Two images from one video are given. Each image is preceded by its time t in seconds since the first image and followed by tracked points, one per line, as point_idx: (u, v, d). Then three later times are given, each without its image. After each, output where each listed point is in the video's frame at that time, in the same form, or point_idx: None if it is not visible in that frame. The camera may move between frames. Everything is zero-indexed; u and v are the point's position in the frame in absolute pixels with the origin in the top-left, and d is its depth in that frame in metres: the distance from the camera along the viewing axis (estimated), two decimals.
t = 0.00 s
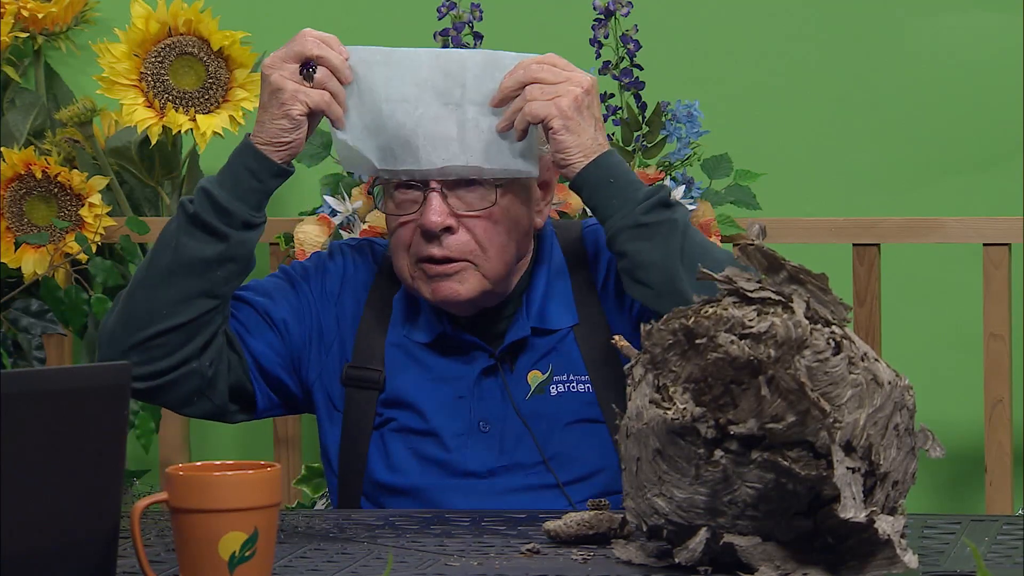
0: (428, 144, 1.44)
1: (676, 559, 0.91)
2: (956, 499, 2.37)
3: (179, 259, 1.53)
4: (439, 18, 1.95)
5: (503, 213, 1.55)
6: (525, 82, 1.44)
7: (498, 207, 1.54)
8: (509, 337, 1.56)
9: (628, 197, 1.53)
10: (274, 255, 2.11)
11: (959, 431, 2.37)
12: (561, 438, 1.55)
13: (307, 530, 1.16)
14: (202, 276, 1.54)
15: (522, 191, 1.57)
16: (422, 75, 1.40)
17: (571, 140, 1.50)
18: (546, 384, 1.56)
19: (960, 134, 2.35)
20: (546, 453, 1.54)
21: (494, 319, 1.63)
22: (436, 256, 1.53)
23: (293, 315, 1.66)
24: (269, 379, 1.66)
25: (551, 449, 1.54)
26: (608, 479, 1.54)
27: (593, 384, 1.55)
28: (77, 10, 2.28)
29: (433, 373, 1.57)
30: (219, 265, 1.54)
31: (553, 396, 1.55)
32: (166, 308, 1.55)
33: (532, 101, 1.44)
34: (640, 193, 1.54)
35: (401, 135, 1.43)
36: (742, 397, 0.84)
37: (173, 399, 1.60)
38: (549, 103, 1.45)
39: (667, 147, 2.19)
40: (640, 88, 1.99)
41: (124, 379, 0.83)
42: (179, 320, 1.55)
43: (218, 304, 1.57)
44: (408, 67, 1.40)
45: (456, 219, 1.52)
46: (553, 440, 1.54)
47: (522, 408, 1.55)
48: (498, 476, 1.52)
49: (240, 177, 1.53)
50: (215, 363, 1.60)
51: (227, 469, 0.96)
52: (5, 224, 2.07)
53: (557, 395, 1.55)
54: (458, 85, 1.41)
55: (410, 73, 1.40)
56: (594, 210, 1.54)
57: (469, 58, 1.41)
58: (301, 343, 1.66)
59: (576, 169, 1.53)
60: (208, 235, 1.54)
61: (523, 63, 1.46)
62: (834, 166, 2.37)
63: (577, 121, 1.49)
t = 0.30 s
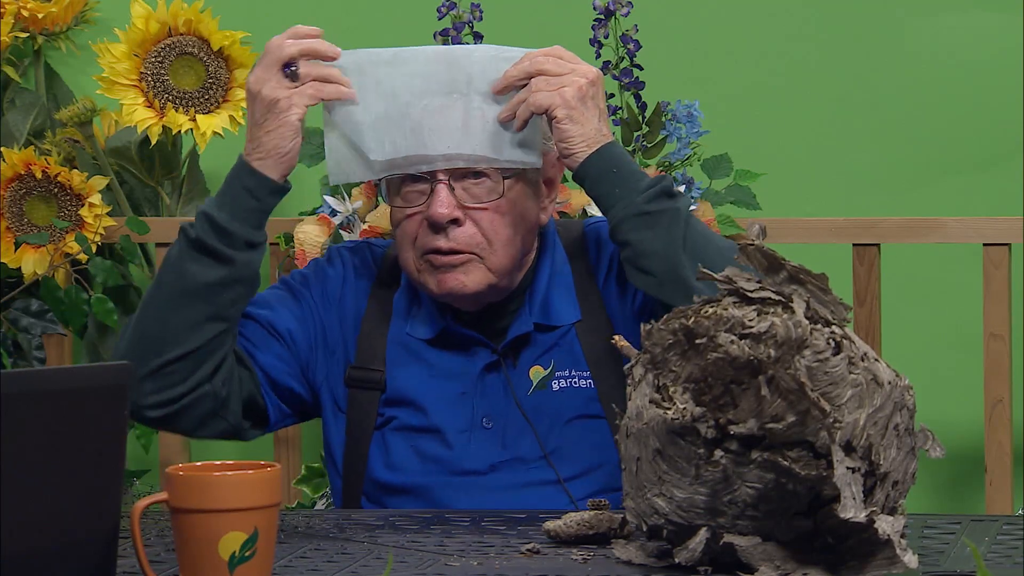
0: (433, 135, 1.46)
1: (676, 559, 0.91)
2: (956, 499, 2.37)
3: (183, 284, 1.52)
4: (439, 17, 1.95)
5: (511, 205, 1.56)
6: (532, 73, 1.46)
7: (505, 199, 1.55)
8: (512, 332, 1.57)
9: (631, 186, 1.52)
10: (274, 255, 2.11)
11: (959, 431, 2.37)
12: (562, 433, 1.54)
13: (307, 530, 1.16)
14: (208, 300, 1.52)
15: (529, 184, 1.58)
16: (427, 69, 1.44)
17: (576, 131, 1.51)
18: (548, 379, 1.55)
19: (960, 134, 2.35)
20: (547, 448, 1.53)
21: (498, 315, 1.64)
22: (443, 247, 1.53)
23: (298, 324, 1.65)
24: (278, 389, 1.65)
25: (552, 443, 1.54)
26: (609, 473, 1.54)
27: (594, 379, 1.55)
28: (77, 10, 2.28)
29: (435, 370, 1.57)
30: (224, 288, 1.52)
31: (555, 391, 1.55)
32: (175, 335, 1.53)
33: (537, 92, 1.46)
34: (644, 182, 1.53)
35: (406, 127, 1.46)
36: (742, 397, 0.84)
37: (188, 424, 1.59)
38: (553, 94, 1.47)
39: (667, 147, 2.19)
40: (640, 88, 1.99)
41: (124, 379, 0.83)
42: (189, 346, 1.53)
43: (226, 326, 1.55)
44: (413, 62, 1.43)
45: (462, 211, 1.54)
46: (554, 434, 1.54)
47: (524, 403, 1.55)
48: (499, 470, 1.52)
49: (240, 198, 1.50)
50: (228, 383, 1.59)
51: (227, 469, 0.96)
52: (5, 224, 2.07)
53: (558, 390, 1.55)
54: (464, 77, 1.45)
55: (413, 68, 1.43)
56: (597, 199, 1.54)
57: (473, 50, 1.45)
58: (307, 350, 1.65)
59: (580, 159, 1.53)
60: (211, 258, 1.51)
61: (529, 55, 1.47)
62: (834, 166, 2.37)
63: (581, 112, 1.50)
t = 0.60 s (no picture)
0: (434, 132, 1.46)
1: (676, 559, 0.91)
2: (956, 499, 2.37)
3: (204, 391, 1.46)
4: (439, 18, 1.94)
5: (511, 205, 1.56)
6: (534, 71, 1.48)
7: (507, 199, 1.56)
8: (512, 333, 1.57)
9: (630, 187, 1.53)
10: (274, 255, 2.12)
11: (959, 431, 2.37)
12: (561, 433, 1.54)
13: (307, 530, 1.16)
14: (231, 405, 1.47)
15: (529, 184, 1.58)
16: (429, 68, 1.44)
17: (576, 129, 1.52)
18: (548, 380, 1.56)
19: (959, 134, 2.35)
20: (547, 449, 1.53)
21: (498, 317, 1.64)
22: (445, 246, 1.53)
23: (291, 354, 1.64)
24: (287, 426, 1.65)
25: (550, 444, 1.53)
26: (608, 474, 1.53)
27: (593, 379, 1.55)
28: (77, 10, 2.28)
29: (434, 372, 1.57)
30: (246, 393, 1.47)
31: (554, 392, 1.55)
32: (201, 436, 1.49)
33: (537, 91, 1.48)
34: (643, 183, 1.54)
35: (407, 125, 1.46)
36: (742, 397, 0.84)
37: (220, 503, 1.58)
38: (553, 92, 1.49)
39: (667, 147, 2.19)
40: (640, 88, 1.99)
41: (124, 378, 0.83)
42: (217, 444, 1.50)
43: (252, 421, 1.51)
44: (416, 61, 1.43)
45: (464, 211, 1.54)
46: (553, 435, 1.54)
47: (523, 404, 1.55)
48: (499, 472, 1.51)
49: (252, 307, 1.40)
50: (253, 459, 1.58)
51: (227, 469, 0.96)
52: (5, 224, 2.07)
53: (558, 391, 1.55)
54: (466, 75, 1.46)
55: (417, 67, 1.43)
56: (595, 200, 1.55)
57: (477, 50, 1.46)
58: (309, 379, 1.66)
59: (580, 158, 1.54)
60: (229, 366, 1.45)
61: (531, 55, 1.50)
62: (834, 166, 2.37)
63: (581, 110, 1.51)
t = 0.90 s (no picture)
0: (434, 128, 1.47)
1: (676, 559, 0.91)
2: (956, 499, 2.37)
3: (225, 403, 1.47)
4: (439, 17, 1.94)
5: (510, 205, 1.55)
6: (533, 64, 1.48)
7: (506, 199, 1.55)
8: (511, 334, 1.57)
9: (626, 183, 1.54)
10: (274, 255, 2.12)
11: (958, 431, 2.37)
12: (560, 434, 1.54)
13: (308, 530, 1.16)
14: (251, 420, 1.48)
15: (529, 185, 1.57)
16: (428, 65, 1.46)
17: (575, 123, 1.51)
18: (547, 381, 1.56)
19: (959, 134, 2.35)
20: (545, 449, 1.53)
21: (498, 317, 1.64)
22: (442, 247, 1.52)
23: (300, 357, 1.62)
24: (298, 431, 1.61)
25: (549, 445, 1.53)
26: (607, 474, 1.53)
27: (591, 380, 1.55)
28: (77, 10, 2.28)
29: (433, 373, 1.58)
30: (268, 409, 1.47)
31: (553, 393, 1.55)
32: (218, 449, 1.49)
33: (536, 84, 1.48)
34: (639, 179, 1.55)
35: (407, 121, 1.46)
36: (742, 397, 0.84)
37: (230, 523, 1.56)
38: (553, 85, 1.49)
39: (667, 147, 2.19)
40: (640, 88, 1.99)
41: (124, 378, 0.83)
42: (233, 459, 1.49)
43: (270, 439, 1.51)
44: (415, 58, 1.46)
45: (463, 211, 1.53)
46: (552, 435, 1.54)
47: (522, 404, 1.55)
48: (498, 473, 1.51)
49: (283, 320, 1.44)
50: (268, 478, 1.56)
51: (227, 469, 0.96)
52: (5, 224, 2.07)
53: (556, 392, 1.55)
54: (466, 72, 1.47)
55: (415, 65, 1.45)
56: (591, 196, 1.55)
57: (477, 47, 1.47)
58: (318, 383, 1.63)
59: (579, 153, 1.53)
60: (254, 379, 1.46)
61: (530, 50, 1.50)
62: (834, 166, 2.37)
63: (580, 105, 1.51)
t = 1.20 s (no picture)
0: (435, 127, 1.46)
1: (676, 559, 0.91)
2: (956, 499, 2.37)
3: (219, 385, 1.47)
4: (439, 17, 1.94)
5: (510, 204, 1.56)
6: (534, 61, 1.48)
7: (506, 198, 1.55)
8: (512, 334, 1.57)
9: (625, 181, 1.54)
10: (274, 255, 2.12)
11: (958, 431, 2.37)
12: (560, 434, 1.54)
13: (308, 530, 1.16)
14: (245, 401, 1.48)
15: (529, 185, 1.58)
16: (429, 64, 1.44)
17: (576, 119, 1.51)
18: (547, 381, 1.56)
19: (959, 134, 2.35)
20: (546, 449, 1.53)
21: (498, 317, 1.64)
22: (443, 247, 1.53)
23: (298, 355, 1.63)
24: (298, 425, 1.63)
25: (549, 445, 1.53)
26: (607, 474, 1.53)
27: (592, 380, 1.55)
28: (77, 10, 2.28)
29: (434, 373, 1.58)
30: (262, 390, 1.47)
31: (553, 393, 1.55)
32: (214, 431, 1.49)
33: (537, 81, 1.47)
34: (639, 178, 1.55)
35: (408, 121, 1.46)
36: (742, 397, 0.84)
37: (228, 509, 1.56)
38: (556, 82, 1.48)
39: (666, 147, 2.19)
40: (640, 88, 1.99)
41: (124, 378, 0.83)
42: (229, 442, 1.49)
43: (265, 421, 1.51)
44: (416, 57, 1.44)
45: (462, 211, 1.53)
46: (552, 435, 1.54)
47: (522, 405, 1.55)
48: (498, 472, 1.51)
49: (273, 298, 1.45)
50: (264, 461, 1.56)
51: (227, 469, 0.96)
52: (5, 224, 2.07)
53: (557, 392, 1.55)
54: (467, 70, 1.45)
55: (416, 64, 1.44)
56: (591, 193, 1.55)
57: (478, 45, 1.46)
58: (317, 380, 1.64)
59: (580, 149, 1.53)
60: (246, 360, 1.46)
61: (532, 47, 1.49)
62: (835, 166, 2.37)
63: (581, 100, 1.51)
